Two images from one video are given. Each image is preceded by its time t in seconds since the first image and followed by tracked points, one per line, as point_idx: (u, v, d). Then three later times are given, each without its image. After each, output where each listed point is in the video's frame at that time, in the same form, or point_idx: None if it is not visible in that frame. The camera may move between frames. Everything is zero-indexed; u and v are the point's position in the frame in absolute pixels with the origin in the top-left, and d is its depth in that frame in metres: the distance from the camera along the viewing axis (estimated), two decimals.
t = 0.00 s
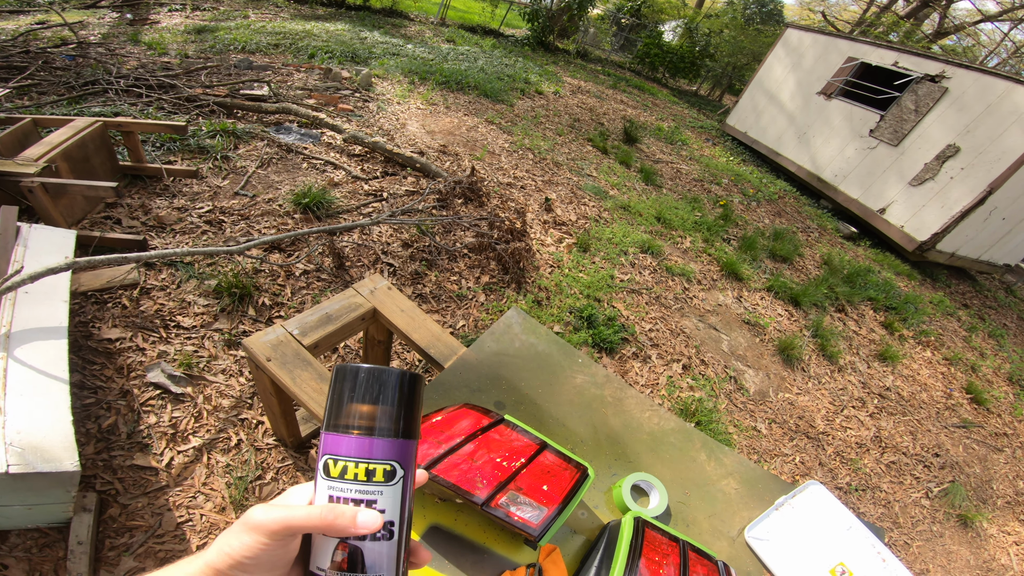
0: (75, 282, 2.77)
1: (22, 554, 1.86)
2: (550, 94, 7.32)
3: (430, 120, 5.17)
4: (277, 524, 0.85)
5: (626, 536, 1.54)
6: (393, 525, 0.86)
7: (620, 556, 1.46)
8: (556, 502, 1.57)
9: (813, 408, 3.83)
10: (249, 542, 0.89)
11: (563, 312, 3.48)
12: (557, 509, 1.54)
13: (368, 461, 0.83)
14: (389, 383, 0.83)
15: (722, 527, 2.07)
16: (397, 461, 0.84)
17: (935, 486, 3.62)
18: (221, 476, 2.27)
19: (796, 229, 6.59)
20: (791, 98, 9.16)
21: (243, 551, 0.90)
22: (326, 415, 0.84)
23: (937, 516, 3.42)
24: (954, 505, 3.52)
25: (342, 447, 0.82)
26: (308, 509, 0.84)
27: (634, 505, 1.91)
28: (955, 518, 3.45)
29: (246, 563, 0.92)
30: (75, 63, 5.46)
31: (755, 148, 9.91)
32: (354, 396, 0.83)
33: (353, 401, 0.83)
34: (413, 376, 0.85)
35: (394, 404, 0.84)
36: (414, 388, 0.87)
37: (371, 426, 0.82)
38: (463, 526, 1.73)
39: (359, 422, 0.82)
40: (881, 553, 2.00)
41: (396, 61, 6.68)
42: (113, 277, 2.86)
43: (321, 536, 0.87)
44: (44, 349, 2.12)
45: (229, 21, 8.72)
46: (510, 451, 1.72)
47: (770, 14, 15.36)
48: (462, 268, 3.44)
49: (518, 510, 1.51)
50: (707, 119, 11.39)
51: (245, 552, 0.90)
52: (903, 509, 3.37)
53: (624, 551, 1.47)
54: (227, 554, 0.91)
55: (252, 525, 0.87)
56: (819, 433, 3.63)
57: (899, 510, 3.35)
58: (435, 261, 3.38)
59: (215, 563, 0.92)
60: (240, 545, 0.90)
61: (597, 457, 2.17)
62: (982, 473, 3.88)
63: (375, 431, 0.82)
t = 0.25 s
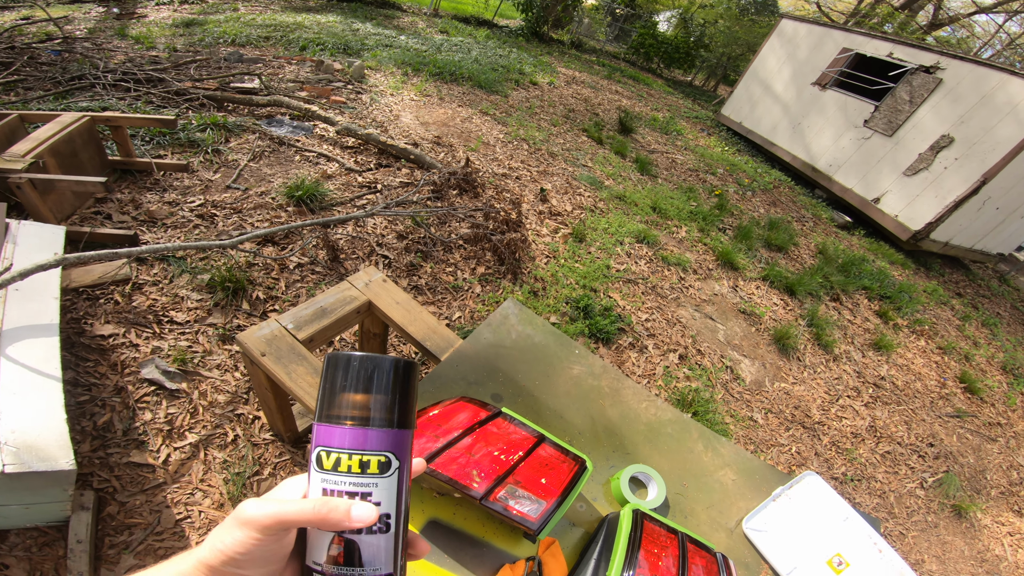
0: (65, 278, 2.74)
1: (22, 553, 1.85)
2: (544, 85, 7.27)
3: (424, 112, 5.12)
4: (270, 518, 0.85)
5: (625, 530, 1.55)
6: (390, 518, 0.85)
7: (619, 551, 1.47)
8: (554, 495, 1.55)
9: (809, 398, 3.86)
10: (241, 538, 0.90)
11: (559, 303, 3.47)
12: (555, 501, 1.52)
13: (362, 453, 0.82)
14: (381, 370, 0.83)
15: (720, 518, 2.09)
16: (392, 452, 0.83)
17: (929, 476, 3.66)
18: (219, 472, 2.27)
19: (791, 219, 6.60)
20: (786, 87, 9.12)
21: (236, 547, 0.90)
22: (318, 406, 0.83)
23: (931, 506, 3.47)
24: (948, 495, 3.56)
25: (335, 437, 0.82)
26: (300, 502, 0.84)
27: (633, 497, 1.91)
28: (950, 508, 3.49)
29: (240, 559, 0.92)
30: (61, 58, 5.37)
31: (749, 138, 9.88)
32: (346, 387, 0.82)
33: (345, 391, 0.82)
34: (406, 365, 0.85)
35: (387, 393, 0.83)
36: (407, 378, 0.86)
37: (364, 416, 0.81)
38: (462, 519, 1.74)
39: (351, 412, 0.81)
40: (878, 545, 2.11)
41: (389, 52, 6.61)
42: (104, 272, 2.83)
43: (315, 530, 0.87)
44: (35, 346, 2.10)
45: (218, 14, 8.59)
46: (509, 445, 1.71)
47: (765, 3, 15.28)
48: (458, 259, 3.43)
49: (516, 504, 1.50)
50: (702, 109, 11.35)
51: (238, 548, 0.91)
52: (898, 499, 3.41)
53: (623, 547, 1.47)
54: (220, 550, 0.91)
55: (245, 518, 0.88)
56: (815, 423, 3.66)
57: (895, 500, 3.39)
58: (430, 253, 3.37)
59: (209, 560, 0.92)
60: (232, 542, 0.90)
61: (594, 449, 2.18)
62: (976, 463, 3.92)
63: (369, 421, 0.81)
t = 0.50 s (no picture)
0: (41, 266, 2.61)
1: None
2: (538, 72, 7.14)
3: (415, 98, 5.00)
4: (117, 494, 0.80)
5: (632, 523, 1.47)
6: (261, 482, 0.80)
7: (625, 544, 1.40)
8: (555, 487, 1.46)
9: (809, 383, 3.78)
10: (91, 518, 0.83)
11: (556, 287, 3.37)
12: (556, 494, 1.43)
13: (220, 416, 0.79)
14: (228, 335, 0.81)
15: (727, 509, 2.01)
16: (251, 413, 0.80)
17: (932, 464, 3.60)
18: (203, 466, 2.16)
19: (788, 204, 6.53)
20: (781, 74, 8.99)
21: (84, 530, 0.84)
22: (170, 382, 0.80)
23: (934, 495, 3.41)
24: (951, 482, 3.50)
25: (188, 406, 0.78)
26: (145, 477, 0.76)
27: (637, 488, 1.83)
28: (952, 496, 3.44)
29: (94, 544, 0.85)
30: (41, 48, 5.21)
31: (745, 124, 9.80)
32: (196, 357, 0.79)
33: (196, 361, 0.79)
34: (258, 327, 0.83)
35: (238, 357, 0.80)
36: (264, 343, 0.84)
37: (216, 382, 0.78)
38: (456, 514, 1.64)
39: (203, 378, 0.78)
40: (888, 536, 1.98)
41: (379, 39, 6.47)
42: (81, 260, 2.70)
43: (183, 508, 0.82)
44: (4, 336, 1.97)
45: (203, 3, 8.39)
46: (504, 433, 1.60)
47: None
48: (451, 243, 3.32)
49: (515, 497, 1.39)
50: (697, 97, 11.23)
51: (89, 530, 0.84)
52: (901, 487, 3.35)
53: (630, 541, 1.40)
54: (69, 535, 0.83)
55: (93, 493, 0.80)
56: (817, 409, 3.58)
57: (898, 489, 3.33)
58: (423, 237, 3.27)
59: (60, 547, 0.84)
60: (79, 524, 0.83)
61: (595, 437, 2.08)
62: (977, 451, 3.86)
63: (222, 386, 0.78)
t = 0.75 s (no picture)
0: (10, 249, 2.45)
1: None
2: (534, 55, 6.98)
3: (408, 79, 4.85)
4: None
5: (645, 518, 1.34)
6: (117, 539, 0.69)
7: (639, 542, 1.29)
8: (562, 481, 1.32)
9: (813, 368, 3.67)
10: None
11: (554, 268, 3.24)
12: (563, 490, 1.29)
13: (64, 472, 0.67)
14: (79, 387, 0.69)
15: (742, 500, 1.87)
16: (103, 471, 0.68)
17: (937, 453, 3.50)
18: (183, 459, 2.03)
19: (788, 188, 6.41)
20: (780, 61, 8.76)
21: None
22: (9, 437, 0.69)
23: (938, 484, 3.31)
24: (955, 472, 3.40)
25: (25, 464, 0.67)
26: None
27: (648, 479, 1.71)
28: (957, 485, 3.35)
29: None
30: (19, 32, 5.02)
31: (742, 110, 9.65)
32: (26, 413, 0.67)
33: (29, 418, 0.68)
34: (100, 374, 0.70)
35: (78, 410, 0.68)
36: (117, 389, 0.72)
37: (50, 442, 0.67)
38: (453, 510, 1.50)
39: (41, 433, 0.67)
40: (904, 527, 1.80)
41: (372, 22, 6.29)
42: (54, 242, 2.55)
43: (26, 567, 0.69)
44: None
45: None
46: (506, 420, 1.42)
47: None
48: (445, 223, 3.19)
49: (518, 493, 1.25)
50: (695, 84, 11.07)
51: None
52: (907, 476, 3.25)
53: (643, 539, 1.28)
54: None
55: None
56: (821, 395, 3.47)
57: (904, 478, 3.23)
58: (416, 217, 3.13)
59: None
60: None
61: (602, 424, 1.95)
62: (980, 439, 3.76)
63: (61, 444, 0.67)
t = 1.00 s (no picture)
0: None
1: None
2: (530, 42, 6.89)
3: (404, 65, 4.78)
4: None
5: (651, 505, 1.32)
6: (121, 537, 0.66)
7: (645, 531, 1.26)
8: (568, 467, 1.29)
9: (811, 354, 3.65)
10: None
11: (553, 253, 3.21)
12: (569, 477, 1.27)
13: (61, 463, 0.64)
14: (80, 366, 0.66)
15: (745, 488, 1.85)
16: (104, 461, 0.65)
17: (932, 440, 3.49)
18: (179, 450, 1.99)
19: (786, 175, 6.37)
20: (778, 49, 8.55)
21: None
22: None
23: (933, 472, 3.32)
24: (950, 460, 3.40)
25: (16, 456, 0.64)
26: None
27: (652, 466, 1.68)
28: (951, 474, 3.35)
29: None
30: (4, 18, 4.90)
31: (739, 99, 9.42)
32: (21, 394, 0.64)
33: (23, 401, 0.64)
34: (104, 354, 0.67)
35: (83, 393, 0.65)
36: (124, 374, 0.69)
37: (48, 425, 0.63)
38: (456, 498, 1.48)
39: (35, 419, 0.63)
40: (903, 514, 1.87)
41: (366, 8, 6.19)
42: (43, 230, 2.49)
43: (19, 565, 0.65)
44: None
45: None
46: (509, 406, 1.38)
47: None
48: (443, 208, 3.15)
49: (523, 480, 1.22)
50: (693, 71, 10.95)
51: None
52: (902, 464, 3.25)
53: (649, 529, 1.25)
54: None
55: None
56: (818, 381, 3.45)
57: (899, 466, 3.23)
58: (413, 202, 3.09)
59: None
60: None
61: (605, 409, 1.93)
62: (974, 427, 3.76)
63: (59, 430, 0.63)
